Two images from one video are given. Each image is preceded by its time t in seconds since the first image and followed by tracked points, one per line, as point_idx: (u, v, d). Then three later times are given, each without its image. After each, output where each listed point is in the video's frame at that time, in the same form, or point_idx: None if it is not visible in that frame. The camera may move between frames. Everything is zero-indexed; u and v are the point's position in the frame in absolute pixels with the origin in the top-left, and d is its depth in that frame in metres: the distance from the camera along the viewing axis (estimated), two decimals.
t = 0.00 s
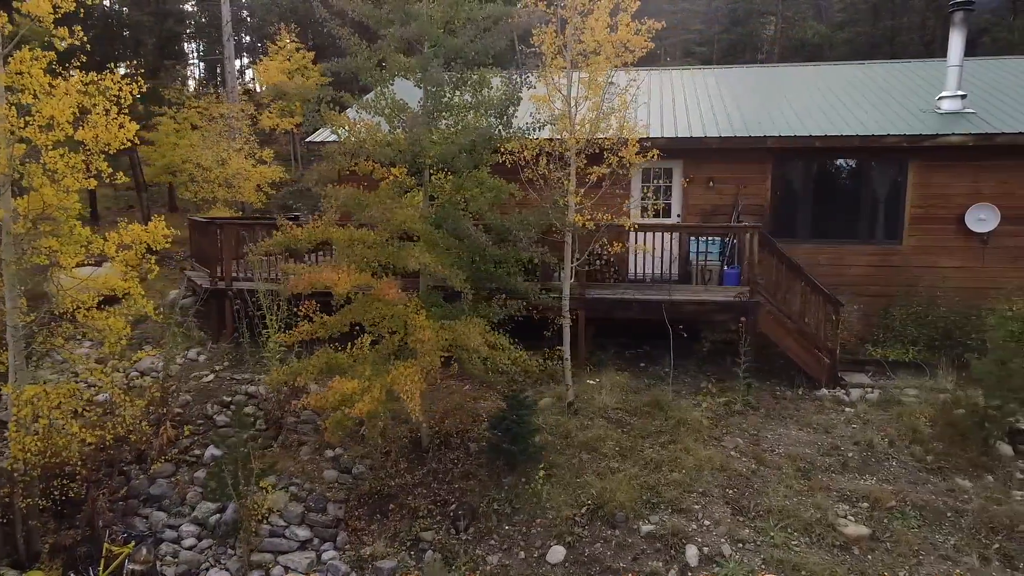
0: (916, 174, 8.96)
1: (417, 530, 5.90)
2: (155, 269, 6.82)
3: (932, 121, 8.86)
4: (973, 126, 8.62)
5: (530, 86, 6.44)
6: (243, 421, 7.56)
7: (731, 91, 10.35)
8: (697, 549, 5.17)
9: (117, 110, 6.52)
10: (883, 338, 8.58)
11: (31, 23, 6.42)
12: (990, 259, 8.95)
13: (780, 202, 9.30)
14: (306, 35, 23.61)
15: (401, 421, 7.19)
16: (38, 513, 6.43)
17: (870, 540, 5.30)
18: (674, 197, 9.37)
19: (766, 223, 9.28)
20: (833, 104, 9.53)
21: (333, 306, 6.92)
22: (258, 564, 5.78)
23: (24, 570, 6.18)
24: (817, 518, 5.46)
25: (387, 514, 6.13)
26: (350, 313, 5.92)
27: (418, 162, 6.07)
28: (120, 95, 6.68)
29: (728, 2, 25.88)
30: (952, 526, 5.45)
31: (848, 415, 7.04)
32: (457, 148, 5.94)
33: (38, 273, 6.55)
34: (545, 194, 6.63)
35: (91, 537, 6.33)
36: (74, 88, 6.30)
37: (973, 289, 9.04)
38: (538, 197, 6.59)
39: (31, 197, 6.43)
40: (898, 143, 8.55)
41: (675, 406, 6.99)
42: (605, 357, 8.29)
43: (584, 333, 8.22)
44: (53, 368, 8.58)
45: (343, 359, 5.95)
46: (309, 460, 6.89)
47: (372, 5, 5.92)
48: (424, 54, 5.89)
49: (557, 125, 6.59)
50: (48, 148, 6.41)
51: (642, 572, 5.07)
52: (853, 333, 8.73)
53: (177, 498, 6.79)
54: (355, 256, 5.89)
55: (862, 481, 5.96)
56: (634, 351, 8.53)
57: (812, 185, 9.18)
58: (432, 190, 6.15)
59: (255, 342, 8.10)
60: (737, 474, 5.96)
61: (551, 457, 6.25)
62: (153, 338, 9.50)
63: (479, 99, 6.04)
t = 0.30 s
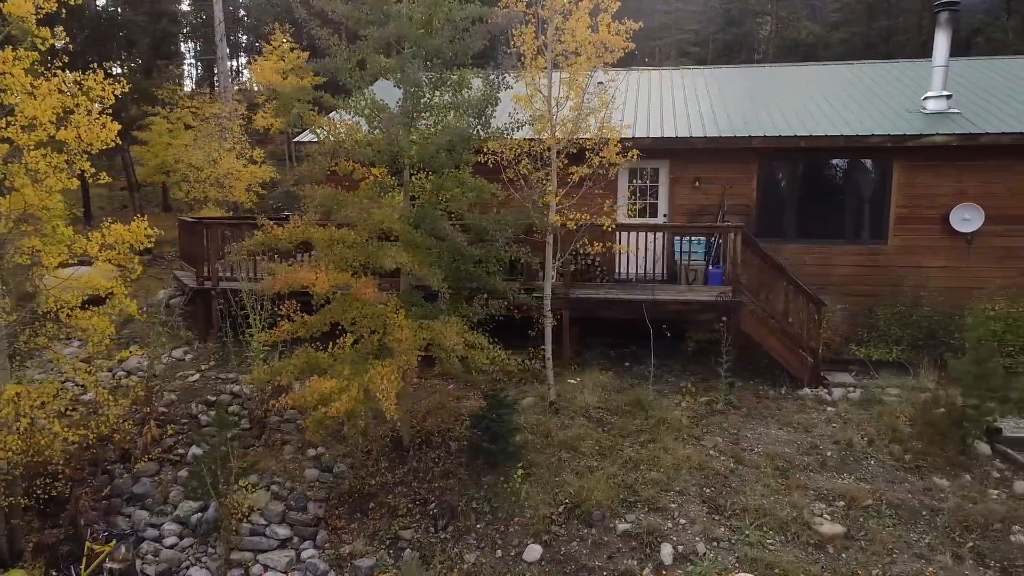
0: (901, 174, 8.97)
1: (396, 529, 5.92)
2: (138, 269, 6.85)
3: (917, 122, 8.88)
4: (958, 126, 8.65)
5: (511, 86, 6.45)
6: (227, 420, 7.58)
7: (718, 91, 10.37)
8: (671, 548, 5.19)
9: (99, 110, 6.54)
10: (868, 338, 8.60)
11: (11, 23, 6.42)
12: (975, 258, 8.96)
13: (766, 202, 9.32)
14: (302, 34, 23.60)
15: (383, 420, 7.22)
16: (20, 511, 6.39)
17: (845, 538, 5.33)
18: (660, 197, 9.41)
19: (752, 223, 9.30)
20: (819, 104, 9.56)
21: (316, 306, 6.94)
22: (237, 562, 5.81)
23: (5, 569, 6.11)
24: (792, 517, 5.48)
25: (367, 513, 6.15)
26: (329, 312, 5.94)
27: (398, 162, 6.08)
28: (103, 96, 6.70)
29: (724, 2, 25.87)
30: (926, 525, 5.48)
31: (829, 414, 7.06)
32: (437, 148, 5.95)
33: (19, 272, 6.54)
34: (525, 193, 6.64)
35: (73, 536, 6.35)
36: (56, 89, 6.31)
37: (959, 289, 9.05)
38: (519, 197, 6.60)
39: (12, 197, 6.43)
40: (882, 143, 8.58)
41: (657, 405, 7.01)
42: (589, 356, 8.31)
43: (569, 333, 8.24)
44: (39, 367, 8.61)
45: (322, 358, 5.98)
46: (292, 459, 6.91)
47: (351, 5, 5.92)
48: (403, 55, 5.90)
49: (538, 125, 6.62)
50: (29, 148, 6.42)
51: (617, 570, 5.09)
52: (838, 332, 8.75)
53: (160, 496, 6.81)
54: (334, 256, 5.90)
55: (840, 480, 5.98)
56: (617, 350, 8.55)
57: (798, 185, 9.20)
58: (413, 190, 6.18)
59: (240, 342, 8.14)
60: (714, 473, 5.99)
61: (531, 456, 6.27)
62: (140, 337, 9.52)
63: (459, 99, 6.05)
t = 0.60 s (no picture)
0: (886, 174, 8.99)
1: (375, 527, 5.95)
2: (121, 269, 6.86)
3: (902, 122, 8.90)
4: (942, 126, 8.66)
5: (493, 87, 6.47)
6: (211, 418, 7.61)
7: (705, 91, 10.41)
8: (646, 546, 5.22)
9: (82, 111, 6.55)
10: (852, 337, 8.62)
11: None
12: (961, 258, 8.97)
13: (752, 202, 9.34)
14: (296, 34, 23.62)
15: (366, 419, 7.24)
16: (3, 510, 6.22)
17: (820, 537, 5.35)
18: (646, 198, 9.45)
19: (737, 222, 9.33)
20: (804, 104, 9.59)
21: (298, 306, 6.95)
22: (217, 560, 5.84)
23: None
24: (768, 515, 5.51)
25: (347, 511, 6.18)
26: (308, 312, 5.95)
27: (379, 162, 6.10)
28: (86, 96, 6.72)
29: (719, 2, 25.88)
30: (901, 523, 5.50)
31: (810, 413, 7.09)
32: (416, 149, 5.96)
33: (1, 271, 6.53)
34: (504, 193, 6.63)
35: (56, 535, 6.35)
36: (39, 89, 6.32)
37: (944, 288, 9.06)
38: (498, 196, 6.61)
39: None
40: (867, 143, 8.59)
41: (638, 404, 7.03)
42: (574, 355, 8.33)
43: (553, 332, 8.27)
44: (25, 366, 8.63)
45: (302, 358, 5.99)
46: (274, 458, 6.94)
47: (330, 5, 5.93)
48: (382, 55, 5.91)
49: (519, 126, 6.63)
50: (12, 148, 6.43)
51: (592, 568, 5.11)
52: (823, 332, 8.77)
53: (143, 495, 6.83)
54: (314, 255, 5.92)
55: (818, 479, 6.01)
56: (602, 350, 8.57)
57: (784, 185, 9.23)
58: (393, 190, 6.20)
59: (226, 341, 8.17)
60: (692, 472, 6.00)
61: (511, 455, 6.30)
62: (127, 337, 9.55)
63: (439, 99, 6.06)
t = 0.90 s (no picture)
0: (871, 174, 9.01)
1: (354, 525, 5.97)
2: (104, 268, 6.86)
3: (886, 122, 8.93)
4: (926, 126, 8.70)
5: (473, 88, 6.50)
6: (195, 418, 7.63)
7: (692, 91, 10.44)
8: (621, 544, 5.24)
9: (64, 111, 6.55)
10: (836, 337, 8.64)
11: None
12: (945, 258, 8.98)
13: (738, 202, 9.36)
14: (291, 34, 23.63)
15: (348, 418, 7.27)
16: None
17: (794, 535, 5.38)
18: (632, 197, 9.48)
19: (723, 222, 9.35)
20: (790, 104, 9.61)
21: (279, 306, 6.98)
22: (196, 559, 5.87)
23: None
24: (744, 514, 5.53)
25: (327, 510, 6.20)
26: (287, 312, 5.97)
27: (358, 163, 6.13)
28: (69, 97, 6.72)
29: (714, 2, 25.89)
30: (876, 521, 5.52)
31: (790, 412, 7.11)
32: (395, 149, 5.98)
33: None
34: (482, 192, 6.66)
35: (38, 534, 6.34)
36: (21, 89, 6.33)
37: (928, 288, 9.09)
38: (477, 195, 6.64)
39: None
40: (851, 143, 8.62)
41: (619, 404, 7.06)
42: (558, 355, 8.35)
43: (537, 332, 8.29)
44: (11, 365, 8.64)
45: (282, 357, 6.01)
46: (255, 457, 6.96)
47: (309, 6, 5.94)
48: (361, 56, 5.93)
49: (498, 126, 6.65)
50: None
51: (566, 567, 5.14)
52: (807, 331, 8.80)
53: (126, 494, 6.85)
54: (293, 255, 5.93)
55: (795, 477, 6.03)
56: (587, 350, 8.58)
57: (769, 185, 9.25)
58: (373, 190, 6.22)
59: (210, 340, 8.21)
60: (670, 470, 6.02)
61: (490, 453, 6.32)
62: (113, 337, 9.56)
63: (419, 100, 6.08)
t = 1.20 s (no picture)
0: (855, 174, 9.03)
1: (333, 524, 6.00)
2: (87, 268, 6.88)
3: (871, 122, 8.95)
4: (909, 126, 8.72)
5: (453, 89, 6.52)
6: (179, 417, 7.65)
7: (679, 92, 10.49)
8: (595, 543, 5.26)
9: (46, 111, 6.57)
10: (819, 337, 8.67)
11: None
12: (929, 258, 9.00)
13: (723, 202, 9.39)
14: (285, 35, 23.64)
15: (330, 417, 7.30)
16: None
17: (769, 534, 5.40)
18: (618, 197, 9.51)
19: (708, 222, 9.38)
20: (776, 105, 9.65)
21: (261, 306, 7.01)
22: (175, 557, 5.89)
23: None
24: (718, 513, 5.55)
25: (307, 509, 6.23)
26: (266, 311, 6.00)
27: (337, 163, 6.15)
28: (52, 97, 6.73)
29: (709, 2, 25.90)
30: (851, 520, 5.54)
31: (771, 411, 7.14)
32: (372, 149, 5.99)
33: None
34: (461, 192, 6.69)
35: (21, 532, 6.31)
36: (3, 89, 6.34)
37: (913, 288, 9.10)
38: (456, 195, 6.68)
39: None
40: (834, 143, 8.64)
41: (600, 403, 7.08)
42: (542, 355, 8.37)
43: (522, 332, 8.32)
44: None
45: (261, 357, 6.03)
46: (237, 456, 6.99)
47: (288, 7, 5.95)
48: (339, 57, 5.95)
49: (477, 127, 6.67)
50: None
51: (541, 565, 5.16)
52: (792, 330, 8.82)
53: (108, 493, 6.86)
54: (271, 255, 5.95)
55: (772, 476, 6.05)
56: (572, 350, 8.60)
57: (754, 185, 9.27)
58: (353, 191, 6.24)
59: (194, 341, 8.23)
60: (647, 470, 6.05)
61: (470, 453, 6.34)
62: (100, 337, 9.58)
63: (398, 100, 6.10)
